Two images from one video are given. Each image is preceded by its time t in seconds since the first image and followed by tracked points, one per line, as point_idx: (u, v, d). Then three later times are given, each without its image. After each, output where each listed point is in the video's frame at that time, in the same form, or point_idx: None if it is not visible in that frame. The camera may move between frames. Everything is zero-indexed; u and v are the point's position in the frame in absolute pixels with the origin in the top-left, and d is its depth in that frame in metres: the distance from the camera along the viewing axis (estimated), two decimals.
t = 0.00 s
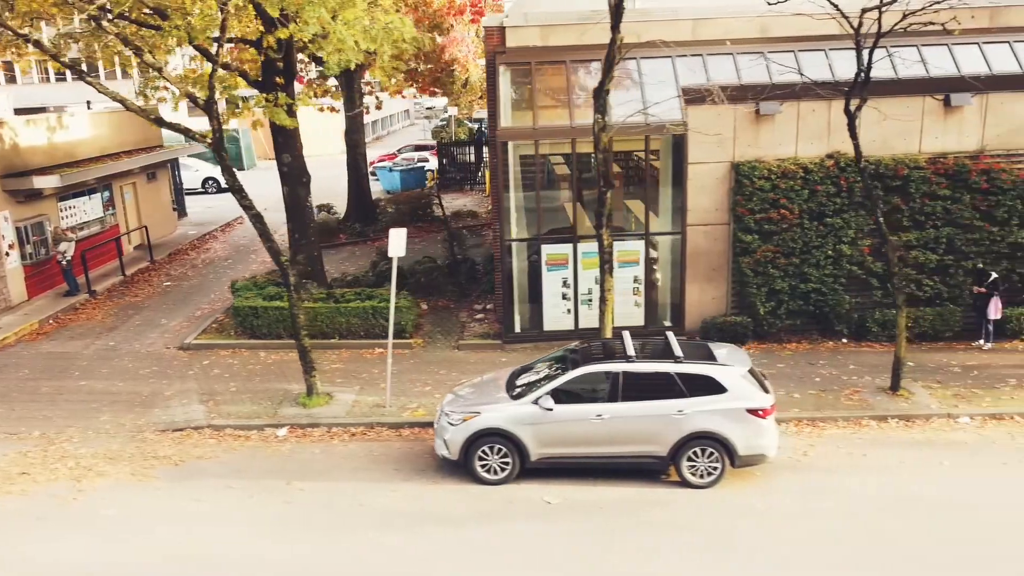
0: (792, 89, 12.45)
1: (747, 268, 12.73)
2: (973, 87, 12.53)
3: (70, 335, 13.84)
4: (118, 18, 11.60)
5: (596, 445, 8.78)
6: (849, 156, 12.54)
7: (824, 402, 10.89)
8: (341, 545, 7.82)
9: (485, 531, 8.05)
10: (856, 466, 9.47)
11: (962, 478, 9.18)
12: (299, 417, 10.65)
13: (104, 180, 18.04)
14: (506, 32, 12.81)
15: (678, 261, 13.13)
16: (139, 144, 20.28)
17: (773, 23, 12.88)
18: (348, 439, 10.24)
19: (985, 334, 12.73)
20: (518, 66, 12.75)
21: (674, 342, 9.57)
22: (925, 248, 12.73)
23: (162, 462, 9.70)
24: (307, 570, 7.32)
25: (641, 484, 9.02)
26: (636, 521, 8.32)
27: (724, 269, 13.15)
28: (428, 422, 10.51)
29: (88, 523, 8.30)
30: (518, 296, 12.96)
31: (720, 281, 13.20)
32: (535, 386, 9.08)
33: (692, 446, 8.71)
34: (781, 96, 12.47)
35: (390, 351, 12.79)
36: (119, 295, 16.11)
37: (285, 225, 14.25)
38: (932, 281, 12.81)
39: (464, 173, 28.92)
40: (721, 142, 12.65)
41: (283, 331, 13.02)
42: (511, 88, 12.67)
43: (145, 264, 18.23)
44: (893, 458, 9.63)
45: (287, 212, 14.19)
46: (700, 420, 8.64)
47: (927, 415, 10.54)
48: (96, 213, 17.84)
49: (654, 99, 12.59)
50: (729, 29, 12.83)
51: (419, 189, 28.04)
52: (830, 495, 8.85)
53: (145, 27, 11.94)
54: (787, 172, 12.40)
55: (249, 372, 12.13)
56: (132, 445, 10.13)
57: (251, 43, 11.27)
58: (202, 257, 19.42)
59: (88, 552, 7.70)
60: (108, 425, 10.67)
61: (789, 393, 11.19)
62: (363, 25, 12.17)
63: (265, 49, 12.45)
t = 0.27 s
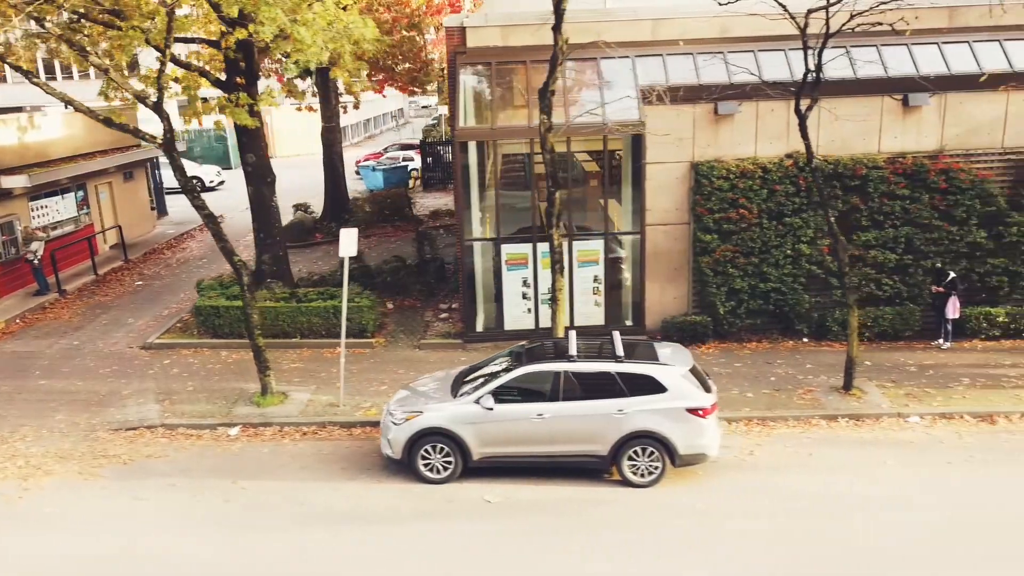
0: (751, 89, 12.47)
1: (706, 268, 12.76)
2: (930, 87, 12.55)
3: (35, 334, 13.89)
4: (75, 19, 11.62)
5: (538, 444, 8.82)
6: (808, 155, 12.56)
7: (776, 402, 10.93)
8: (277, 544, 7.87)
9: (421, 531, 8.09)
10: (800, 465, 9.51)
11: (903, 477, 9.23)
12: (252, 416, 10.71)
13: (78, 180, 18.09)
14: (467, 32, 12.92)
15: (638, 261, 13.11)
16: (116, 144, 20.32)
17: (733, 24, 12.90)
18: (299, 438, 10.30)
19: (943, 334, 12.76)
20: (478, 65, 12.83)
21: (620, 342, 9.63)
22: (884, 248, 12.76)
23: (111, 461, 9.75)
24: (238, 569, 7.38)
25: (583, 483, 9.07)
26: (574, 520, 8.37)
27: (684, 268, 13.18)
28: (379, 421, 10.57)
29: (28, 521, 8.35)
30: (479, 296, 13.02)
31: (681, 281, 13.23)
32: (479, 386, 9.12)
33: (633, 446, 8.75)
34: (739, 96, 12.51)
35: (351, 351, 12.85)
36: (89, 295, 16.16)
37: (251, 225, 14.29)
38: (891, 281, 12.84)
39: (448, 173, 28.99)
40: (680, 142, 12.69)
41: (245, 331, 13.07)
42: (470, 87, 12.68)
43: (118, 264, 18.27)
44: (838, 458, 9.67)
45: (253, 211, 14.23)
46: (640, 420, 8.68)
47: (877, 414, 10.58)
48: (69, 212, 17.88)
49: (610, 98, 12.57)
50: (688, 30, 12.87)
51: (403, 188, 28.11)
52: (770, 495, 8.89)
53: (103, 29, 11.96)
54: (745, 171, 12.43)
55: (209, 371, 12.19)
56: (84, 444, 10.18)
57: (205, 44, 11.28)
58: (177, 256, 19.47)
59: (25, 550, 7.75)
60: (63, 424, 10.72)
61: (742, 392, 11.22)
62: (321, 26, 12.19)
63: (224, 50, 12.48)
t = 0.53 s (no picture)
0: (710, 89, 12.50)
1: (666, 268, 12.79)
2: (889, 88, 12.56)
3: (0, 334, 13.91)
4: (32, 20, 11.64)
5: (479, 444, 8.85)
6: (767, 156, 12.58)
7: (729, 402, 10.96)
8: (213, 543, 7.90)
9: (359, 530, 8.12)
10: (746, 465, 9.53)
11: (847, 476, 9.25)
12: (206, 416, 10.74)
13: (51, 180, 18.10)
14: (427, 33, 12.97)
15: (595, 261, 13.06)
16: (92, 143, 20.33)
17: (694, 24, 12.93)
18: (250, 438, 10.33)
19: (904, 334, 12.77)
20: (439, 66, 12.87)
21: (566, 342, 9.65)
22: (845, 248, 12.76)
23: (61, 461, 9.78)
24: (171, 568, 7.41)
25: (527, 483, 9.10)
26: (513, 520, 8.41)
27: (646, 268, 13.21)
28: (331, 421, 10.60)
29: None
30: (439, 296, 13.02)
31: (643, 281, 13.25)
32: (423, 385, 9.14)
33: (574, 446, 8.79)
34: (698, 96, 12.53)
35: (312, 350, 12.89)
36: (59, 294, 16.18)
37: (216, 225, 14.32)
38: (852, 281, 12.85)
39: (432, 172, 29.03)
40: (639, 142, 12.71)
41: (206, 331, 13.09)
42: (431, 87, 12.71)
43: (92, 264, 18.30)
44: (785, 457, 9.70)
45: (218, 211, 14.25)
46: (581, 420, 8.72)
47: (828, 414, 10.60)
48: (42, 212, 17.90)
49: (570, 99, 12.60)
50: (648, 31, 12.92)
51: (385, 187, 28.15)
52: (712, 494, 8.91)
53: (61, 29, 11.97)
54: (705, 171, 12.45)
55: (168, 371, 12.21)
56: (35, 443, 10.20)
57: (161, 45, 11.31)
58: (152, 256, 19.50)
59: None
60: (17, 423, 10.75)
61: (696, 392, 11.26)
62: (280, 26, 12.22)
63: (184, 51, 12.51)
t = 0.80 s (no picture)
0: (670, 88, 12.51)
1: (626, 267, 12.81)
2: (849, 87, 12.56)
3: None
4: None
5: (422, 444, 8.87)
6: (727, 155, 12.59)
7: (683, 401, 10.98)
8: (150, 542, 7.93)
9: (297, 529, 8.15)
10: (692, 465, 9.55)
11: (791, 476, 9.27)
12: (159, 415, 10.78)
13: (25, 179, 18.13)
14: (389, 33, 12.99)
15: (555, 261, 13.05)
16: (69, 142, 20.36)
17: (655, 24, 12.93)
18: (202, 437, 10.36)
19: (864, 334, 12.77)
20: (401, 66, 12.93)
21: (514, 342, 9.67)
22: (805, 248, 12.77)
23: (10, 460, 9.81)
24: (103, 565, 7.43)
25: (471, 483, 9.13)
26: (452, 519, 8.43)
27: (608, 268, 13.24)
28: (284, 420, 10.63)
29: None
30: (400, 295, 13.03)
31: (604, 280, 13.28)
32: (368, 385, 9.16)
33: (516, 445, 8.81)
34: (658, 96, 12.54)
35: (274, 350, 12.92)
36: (29, 293, 16.21)
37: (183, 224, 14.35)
38: (812, 281, 12.86)
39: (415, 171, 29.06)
40: (600, 142, 12.72)
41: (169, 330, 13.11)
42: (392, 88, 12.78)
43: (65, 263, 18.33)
44: (732, 457, 9.72)
45: (184, 211, 14.29)
46: (523, 420, 8.74)
47: (780, 414, 10.61)
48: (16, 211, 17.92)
49: (530, 98, 12.61)
50: (609, 31, 12.93)
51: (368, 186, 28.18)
52: (655, 494, 8.93)
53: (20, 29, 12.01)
54: (664, 171, 12.47)
55: (127, 370, 12.25)
56: None
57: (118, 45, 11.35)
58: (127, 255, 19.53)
59: None
60: None
61: (651, 392, 11.28)
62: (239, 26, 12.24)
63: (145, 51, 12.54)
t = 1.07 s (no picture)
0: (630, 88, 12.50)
1: (587, 268, 12.81)
2: (810, 87, 12.54)
3: None
4: None
5: (365, 445, 8.87)
6: (688, 156, 12.59)
7: (637, 402, 10.99)
8: (86, 542, 7.92)
9: (235, 529, 8.15)
10: (639, 465, 9.56)
11: (736, 477, 9.28)
12: (113, 416, 10.79)
13: None
14: (350, 33, 12.94)
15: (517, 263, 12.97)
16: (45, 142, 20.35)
17: (618, 24, 12.90)
18: (154, 438, 10.37)
19: (825, 334, 12.76)
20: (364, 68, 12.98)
21: (461, 344, 9.68)
22: (766, 248, 12.77)
23: None
24: (35, 565, 7.43)
25: (416, 484, 9.13)
26: (393, 520, 8.42)
27: (571, 268, 13.22)
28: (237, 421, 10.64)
29: None
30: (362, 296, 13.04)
31: (567, 281, 13.27)
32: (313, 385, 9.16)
33: (459, 446, 8.82)
34: (619, 97, 12.54)
35: (235, 350, 12.93)
36: None
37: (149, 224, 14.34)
38: (774, 281, 12.86)
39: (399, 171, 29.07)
40: (561, 142, 12.73)
41: (131, 330, 13.11)
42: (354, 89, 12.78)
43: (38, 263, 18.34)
44: (680, 458, 9.73)
45: (151, 211, 14.28)
46: (464, 421, 8.74)
47: (733, 415, 10.61)
48: None
49: (490, 98, 12.59)
50: (572, 31, 12.90)
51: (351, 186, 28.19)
52: (599, 495, 8.93)
53: None
54: (624, 172, 12.47)
55: (87, 371, 12.25)
56: None
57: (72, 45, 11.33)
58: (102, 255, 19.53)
59: None
60: None
61: (606, 392, 11.29)
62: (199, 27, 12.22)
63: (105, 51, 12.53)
